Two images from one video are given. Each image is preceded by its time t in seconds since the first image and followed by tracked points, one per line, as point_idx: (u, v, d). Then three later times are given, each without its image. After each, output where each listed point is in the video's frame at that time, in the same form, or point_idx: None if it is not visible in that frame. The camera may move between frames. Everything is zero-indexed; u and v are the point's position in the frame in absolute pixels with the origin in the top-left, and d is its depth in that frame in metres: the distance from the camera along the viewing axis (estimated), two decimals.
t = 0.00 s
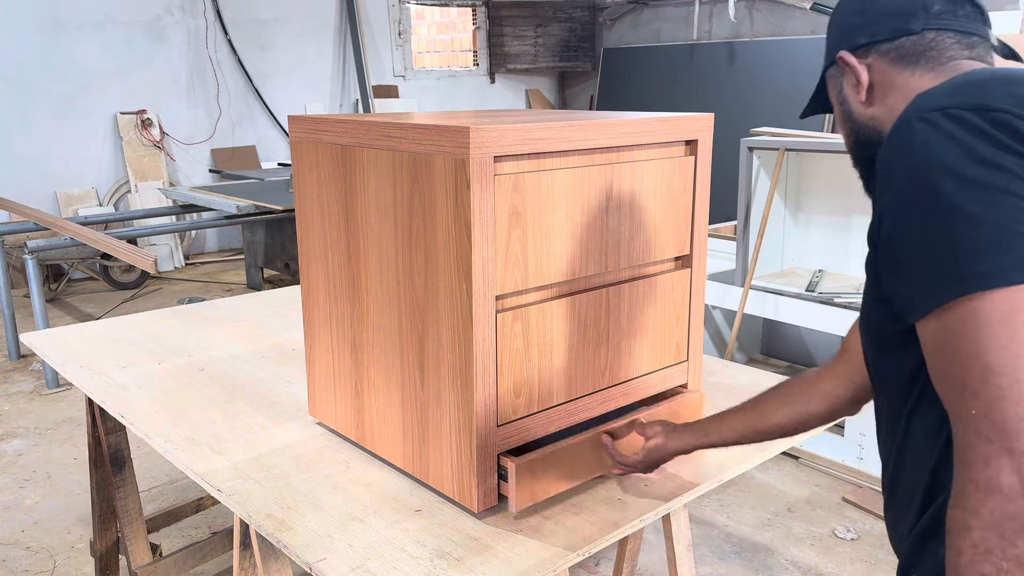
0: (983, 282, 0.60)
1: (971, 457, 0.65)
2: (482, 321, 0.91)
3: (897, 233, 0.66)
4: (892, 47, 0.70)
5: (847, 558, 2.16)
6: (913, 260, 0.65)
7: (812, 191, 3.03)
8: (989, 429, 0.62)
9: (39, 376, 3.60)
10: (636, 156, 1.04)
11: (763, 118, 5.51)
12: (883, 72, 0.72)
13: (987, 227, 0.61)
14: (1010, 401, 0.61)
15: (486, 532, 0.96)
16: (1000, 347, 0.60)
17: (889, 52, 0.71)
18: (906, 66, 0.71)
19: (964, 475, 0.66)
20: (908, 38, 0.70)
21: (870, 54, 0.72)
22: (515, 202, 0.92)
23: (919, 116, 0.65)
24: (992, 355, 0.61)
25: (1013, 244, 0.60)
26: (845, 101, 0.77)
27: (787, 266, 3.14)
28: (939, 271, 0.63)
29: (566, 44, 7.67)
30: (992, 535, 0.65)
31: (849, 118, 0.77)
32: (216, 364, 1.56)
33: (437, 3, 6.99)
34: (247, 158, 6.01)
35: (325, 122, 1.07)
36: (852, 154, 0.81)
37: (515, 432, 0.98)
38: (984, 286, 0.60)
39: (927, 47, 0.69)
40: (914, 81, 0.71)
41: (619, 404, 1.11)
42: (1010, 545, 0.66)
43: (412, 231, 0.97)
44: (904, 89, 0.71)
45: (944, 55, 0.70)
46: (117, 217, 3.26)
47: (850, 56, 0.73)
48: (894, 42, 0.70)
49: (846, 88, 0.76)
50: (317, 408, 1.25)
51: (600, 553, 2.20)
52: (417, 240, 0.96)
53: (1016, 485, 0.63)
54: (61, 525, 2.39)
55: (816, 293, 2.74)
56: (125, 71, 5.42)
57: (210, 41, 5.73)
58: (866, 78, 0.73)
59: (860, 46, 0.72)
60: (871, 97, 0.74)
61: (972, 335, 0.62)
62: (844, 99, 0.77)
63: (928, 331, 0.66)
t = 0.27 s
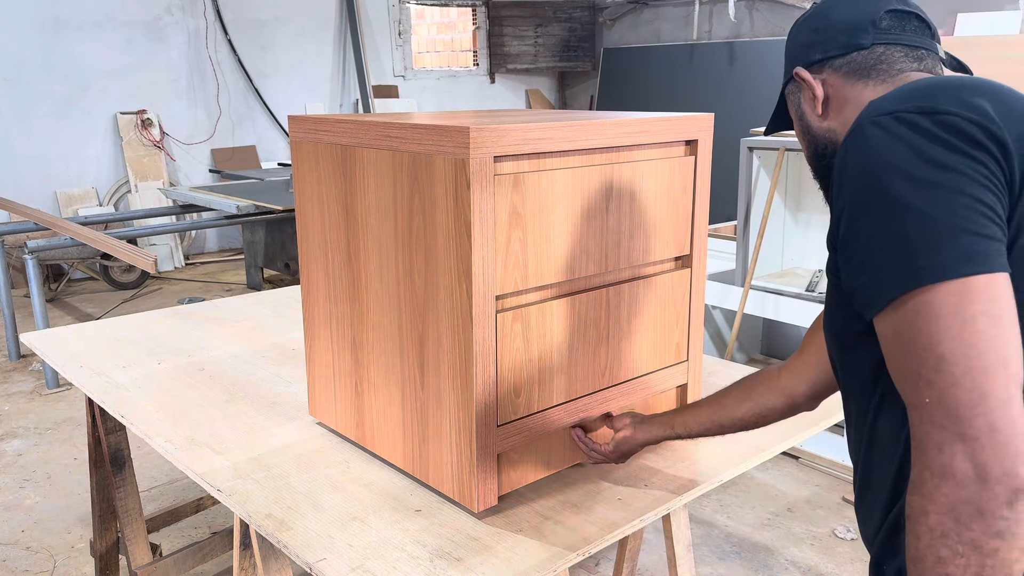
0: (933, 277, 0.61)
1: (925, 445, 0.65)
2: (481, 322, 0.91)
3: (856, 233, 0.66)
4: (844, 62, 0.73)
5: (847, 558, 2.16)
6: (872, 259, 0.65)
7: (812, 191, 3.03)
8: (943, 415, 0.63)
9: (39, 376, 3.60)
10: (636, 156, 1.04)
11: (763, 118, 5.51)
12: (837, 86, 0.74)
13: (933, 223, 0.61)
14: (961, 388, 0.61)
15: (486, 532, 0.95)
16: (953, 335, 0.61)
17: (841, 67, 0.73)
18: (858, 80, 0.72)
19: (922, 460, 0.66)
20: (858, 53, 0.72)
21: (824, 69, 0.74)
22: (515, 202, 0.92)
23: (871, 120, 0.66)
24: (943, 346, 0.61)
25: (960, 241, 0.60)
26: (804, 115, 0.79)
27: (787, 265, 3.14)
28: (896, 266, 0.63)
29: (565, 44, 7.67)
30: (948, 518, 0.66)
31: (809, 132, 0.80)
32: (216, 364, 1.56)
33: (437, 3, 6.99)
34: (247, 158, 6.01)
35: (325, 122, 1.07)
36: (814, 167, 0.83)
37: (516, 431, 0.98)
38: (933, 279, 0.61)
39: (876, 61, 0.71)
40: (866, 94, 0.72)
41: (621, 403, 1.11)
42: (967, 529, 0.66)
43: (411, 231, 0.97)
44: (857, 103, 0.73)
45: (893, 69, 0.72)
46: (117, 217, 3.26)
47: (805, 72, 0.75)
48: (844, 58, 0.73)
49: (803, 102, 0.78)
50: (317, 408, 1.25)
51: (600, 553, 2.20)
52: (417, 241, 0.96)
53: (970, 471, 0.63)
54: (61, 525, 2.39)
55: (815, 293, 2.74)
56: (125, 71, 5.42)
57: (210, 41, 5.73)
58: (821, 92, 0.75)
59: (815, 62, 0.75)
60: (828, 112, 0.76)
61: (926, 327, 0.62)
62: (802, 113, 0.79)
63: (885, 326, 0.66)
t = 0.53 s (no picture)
0: (900, 286, 0.62)
1: (869, 446, 0.66)
2: (481, 322, 0.91)
3: (833, 235, 0.68)
4: (866, 49, 0.73)
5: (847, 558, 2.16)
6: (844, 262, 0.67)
7: (812, 191, 3.03)
8: (888, 420, 0.64)
9: (39, 376, 3.60)
10: (637, 156, 1.04)
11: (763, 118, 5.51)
12: (856, 74, 0.74)
13: (904, 235, 0.62)
14: (909, 394, 0.62)
15: (486, 532, 0.95)
16: (915, 342, 0.62)
17: (863, 53, 0.73)
18: (878, 68, 0.73)
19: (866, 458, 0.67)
20: (882, 40, 0.72)
21: (846, 54, 0.74)
22: (515, 202, 0.92)
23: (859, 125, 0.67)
24: (896, 351, 0.62)
25: (928, 255, 0.61)
26: (818, 98, 0.79)
27: (787, 266, 3.14)
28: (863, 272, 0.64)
29: (565, 44, 7.67)
30: (877, 514, 0.67)
31: (821, 116, 0.80)
32: (216, 364, 1.56)
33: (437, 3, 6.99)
34: (247, 158, 6.01)
35: (326, 122, 1.07)
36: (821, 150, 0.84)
37: (516, 431, 0.98)
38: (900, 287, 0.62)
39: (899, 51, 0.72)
40: (884, 83, 0.73)
41: (621, 402, 1.11)
42: (895, 528, 0.66)
43: (411, 231, 0.97)
44: (875, 92, 0.74)
45: (914, 60, 0.72)
46: (117, 217, 3.26)
47: (825, 56, 0.75)
48: (868, 45, 0.73)
49: (819, 86, 0.78)
50: (317, 408, 1.25)
51: (600, 553, 2.20)
52: (417, 241, 0.96)
53: (906, 476, 0.64)
54: (61, 525, 2.39)
55: (815, 293, 2.74)
56: (125, 71, 5.42)
57: (210, 41, 5.73)
58: (839, 78, 0.75)
59: (836, 46, 0.75)
60: (845, 98, 0.77)
61: (883, 328, 0.63)
62: (817, 96, 0.79)
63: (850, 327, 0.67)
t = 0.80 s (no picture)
0: (974, 305, 0.58)
1: (918, 462, 0.63)
2: (481, 323, 0.91)
3: (900, 230, 0.63)
4: (963, 11, 0.64)
5: (847, 558, 2.16)
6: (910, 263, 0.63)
7: (812, 190, 3.03)
8: (939, 442, 0.61)
9: (39, 376, 3.60)
10: (636, 156, 1.04)
11: (763, 117, 5.51)
12: (946, 37, 0.65)
13: (979, 248, 0.58)
14: (965, 416, 0.59)
15: (486, 532, 0.96)
16: (991, 370, 0.58)
17: (958, 15, 0.64)
18: (972, 33, 0.64)
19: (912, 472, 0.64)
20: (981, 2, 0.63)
21: (938, 13, 0.65)
22: (515, 202, 0.92)
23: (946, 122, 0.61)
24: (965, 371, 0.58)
25: (1006, 273, 0.57)
26: (899, 59, 0.70)
27: (787, 265, 3.14)
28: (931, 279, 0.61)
29: (566, 44, 7.67)
30: (919, 532, 0.64)
31: (901, 79, 0.71)
32: (216, 364, 1.56)
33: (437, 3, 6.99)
34: (247, 158, 6.01)
35: (325, 123, 1.07)
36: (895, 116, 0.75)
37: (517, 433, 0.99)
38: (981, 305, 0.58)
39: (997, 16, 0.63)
40: (977, 49, 0.65)
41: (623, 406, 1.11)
42: (935, 548, 0.63)
43: (411, 231, 0.97)
44: (966, 59, 0.65)
45: (1015, 26, 0.64)
46: (117, 217, 3.26)
47: (914, 14, 0.66)
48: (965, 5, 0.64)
49: (903, 47, 0.69)
50: (317, 409, 1.25)
51: (600, 553, 2.20)
52: (417, 242, 0.96)
53: (952, 498, 0.61)
54: (61, 525, 2.39)
55: (815, 293, 2.74)
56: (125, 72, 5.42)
57: (210, 41, 5.73)
58: (929, 40, 0.66)
59: (927, 4, 0.65)
60: (930, 63, 0.68)
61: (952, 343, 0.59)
62: (898, 56, 0.70)
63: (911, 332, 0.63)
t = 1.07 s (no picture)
0: None
1: None
2: (481, 323, 0.91)
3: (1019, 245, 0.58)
4: None
5: (847, 558, 2.16)
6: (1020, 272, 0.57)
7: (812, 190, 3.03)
8: None
9: (38, 376, 3.60)
10: (636, 156, 1.04)
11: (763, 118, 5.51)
12: None
13: None
14: None
15: (486, 531, 0.96)
16: None
17: None
18: None
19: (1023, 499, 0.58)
20: None
21: None
22: (515, 202, 0.92)
23: None
24: None
25: None
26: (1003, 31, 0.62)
27: (787, 266, 3.14)
28: None
29: (566, 44, 7.68)
30: None
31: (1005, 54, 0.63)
32: (216, 364, 1.56)
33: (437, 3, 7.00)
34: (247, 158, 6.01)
35: (326, 123, 1.08)
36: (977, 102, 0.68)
37: (516, 432, 0.99)
38: None
39: None
40: None
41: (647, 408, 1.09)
42: None
43: (411, 231, 0.97)
44: None
45: None
46: (117, 217, 3.26)
47: None
48: None
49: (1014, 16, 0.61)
50: (317, 409, 1.25)
51: (600, 553, 2.20)
52: (417, 242, 0.96)
53: None
54: (61, 525, 2.39)
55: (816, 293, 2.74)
56: (125, 72, 5.43)
57: (210, 40, 5.73)
58: None
59: None
60: None
61: None
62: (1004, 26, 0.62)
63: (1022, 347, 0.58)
